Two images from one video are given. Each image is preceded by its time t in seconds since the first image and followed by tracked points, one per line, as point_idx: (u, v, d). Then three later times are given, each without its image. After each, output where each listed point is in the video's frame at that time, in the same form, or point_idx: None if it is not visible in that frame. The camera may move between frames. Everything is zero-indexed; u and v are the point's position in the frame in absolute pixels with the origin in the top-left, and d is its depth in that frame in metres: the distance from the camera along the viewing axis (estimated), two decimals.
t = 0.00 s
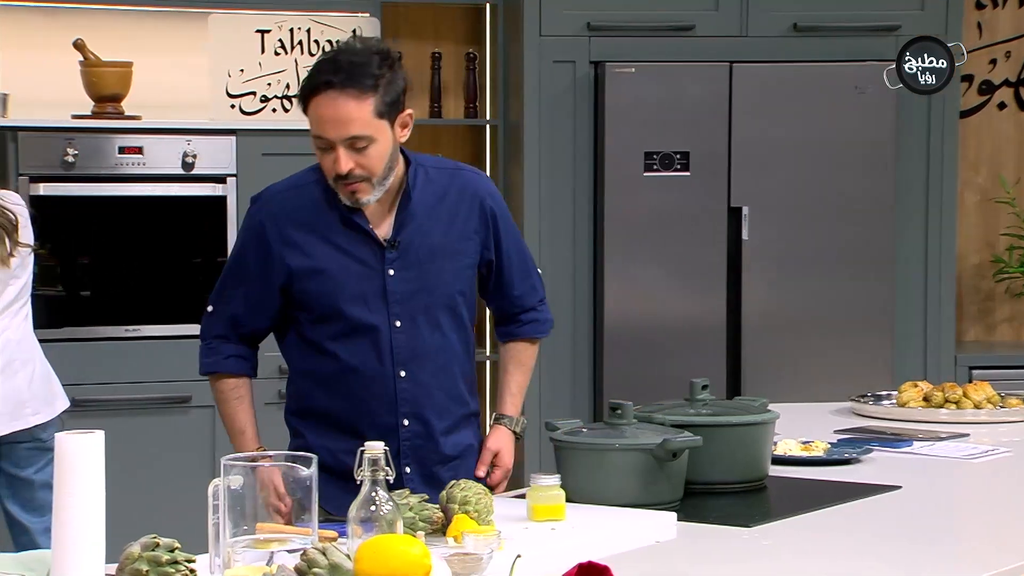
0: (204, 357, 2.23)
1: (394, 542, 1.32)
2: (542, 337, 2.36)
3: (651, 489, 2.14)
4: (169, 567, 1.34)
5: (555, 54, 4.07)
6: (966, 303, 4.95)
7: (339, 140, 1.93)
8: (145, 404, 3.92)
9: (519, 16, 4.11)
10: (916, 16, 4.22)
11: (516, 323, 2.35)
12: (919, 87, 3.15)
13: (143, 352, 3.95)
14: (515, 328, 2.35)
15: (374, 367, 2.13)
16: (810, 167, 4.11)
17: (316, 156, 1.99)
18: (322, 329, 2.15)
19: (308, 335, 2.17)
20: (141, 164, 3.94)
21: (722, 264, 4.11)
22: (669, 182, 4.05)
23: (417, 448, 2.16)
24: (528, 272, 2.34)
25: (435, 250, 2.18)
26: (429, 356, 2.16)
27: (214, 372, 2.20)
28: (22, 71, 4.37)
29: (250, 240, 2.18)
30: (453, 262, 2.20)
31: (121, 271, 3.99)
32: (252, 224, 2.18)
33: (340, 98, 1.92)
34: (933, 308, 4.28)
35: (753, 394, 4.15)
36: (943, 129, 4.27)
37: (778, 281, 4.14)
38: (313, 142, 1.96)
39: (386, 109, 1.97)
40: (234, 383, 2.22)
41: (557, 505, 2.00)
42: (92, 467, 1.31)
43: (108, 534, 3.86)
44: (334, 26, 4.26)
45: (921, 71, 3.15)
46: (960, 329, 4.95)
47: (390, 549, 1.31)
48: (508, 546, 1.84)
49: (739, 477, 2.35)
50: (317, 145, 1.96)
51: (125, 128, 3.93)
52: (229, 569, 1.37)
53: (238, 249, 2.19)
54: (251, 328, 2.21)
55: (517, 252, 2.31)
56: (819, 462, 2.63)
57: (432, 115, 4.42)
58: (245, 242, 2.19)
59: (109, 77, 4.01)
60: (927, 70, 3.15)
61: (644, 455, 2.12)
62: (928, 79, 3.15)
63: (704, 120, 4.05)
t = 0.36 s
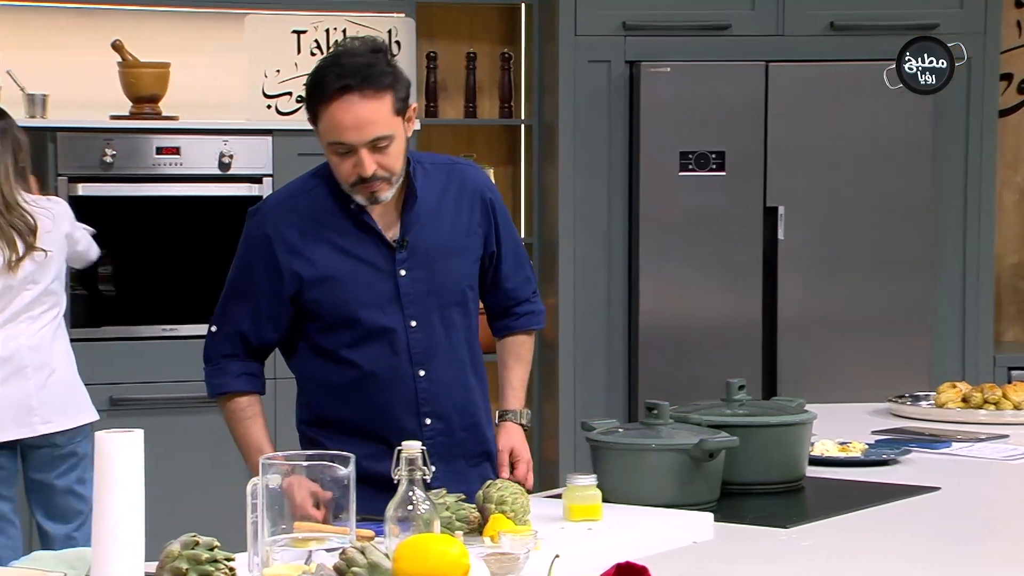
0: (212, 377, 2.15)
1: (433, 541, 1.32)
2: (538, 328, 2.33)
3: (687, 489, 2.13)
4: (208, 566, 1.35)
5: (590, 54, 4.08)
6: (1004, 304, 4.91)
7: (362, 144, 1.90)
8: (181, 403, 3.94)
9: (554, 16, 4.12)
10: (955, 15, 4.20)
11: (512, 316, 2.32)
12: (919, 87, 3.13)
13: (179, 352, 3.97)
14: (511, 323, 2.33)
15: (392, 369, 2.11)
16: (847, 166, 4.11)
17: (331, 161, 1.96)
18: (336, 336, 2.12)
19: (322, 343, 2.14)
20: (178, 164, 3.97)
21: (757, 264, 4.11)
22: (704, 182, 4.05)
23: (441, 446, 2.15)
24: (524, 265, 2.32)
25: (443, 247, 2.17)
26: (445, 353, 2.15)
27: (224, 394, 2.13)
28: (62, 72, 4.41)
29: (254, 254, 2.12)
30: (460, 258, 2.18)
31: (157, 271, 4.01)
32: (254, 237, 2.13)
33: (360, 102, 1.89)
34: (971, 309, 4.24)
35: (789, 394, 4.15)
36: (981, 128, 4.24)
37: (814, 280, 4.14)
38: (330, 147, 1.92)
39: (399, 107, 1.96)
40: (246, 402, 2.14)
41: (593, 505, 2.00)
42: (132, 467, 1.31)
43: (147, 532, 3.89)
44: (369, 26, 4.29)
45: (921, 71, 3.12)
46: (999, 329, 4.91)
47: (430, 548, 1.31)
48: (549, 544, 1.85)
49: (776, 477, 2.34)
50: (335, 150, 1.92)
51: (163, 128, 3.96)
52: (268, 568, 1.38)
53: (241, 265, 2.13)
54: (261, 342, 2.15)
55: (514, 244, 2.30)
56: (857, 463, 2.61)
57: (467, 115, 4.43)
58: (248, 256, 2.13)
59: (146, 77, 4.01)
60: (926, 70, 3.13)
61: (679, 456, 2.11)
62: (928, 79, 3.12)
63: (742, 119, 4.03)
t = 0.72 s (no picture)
0: (260, 376, 2.09)
1: (474, 541, 1.31)
2: (557, 339, 2.36)
3: (726, 490, 2.11)
4: (250, 565, 1.35)
5: (628, 53, 4.09)
6: None
7: (427, 122, 1.96)
8: (220, 402, 3.96)
9: (592, 16, 4.14)
10: (997, 13, 4.16)
11: (534, 324, 2.35)
12: (919, 86, 3.37)
13: (218, 351, 3.98)
14: (534, 331, 2.34)
15: (443, 360, 2.12)
16: (887, 166, 4.13)
17: (391, 143, 2.00)
18: (387, 329, 2.11)
19: (372, 337, 2.11)
20: (217, 164, 4.00)
21: (796, 263, 4.13)
22: (741, 182, 4.07)
23: (485, 440, 2.16)
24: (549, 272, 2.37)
25: (488, 242, 2.20)
26: (491, 346, 2.17)
27: (276, 392, 2.07)
28: (102, 73, 4.45)
29: (306, 245, 2.09)
30: (504, 252, 2.22)
31: (197, 271, 4.04)
32: (306, 229, 2.10)
33: (427, 80, 1.97)
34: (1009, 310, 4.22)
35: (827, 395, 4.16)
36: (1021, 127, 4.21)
37: (852, 280, 4.15)
38: (394, 126, 1.98)
39: (460, 92, 2.03)
40: (297, 403, 2.08)
41: (632, 505, 1.99)
42: (175, 463, 1.32)
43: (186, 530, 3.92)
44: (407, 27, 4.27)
45: (921, 71, 3.37)
46: None
47: (471, 548, 1.30)
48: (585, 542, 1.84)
49: (818, 477, 2.31)
50: (398, 128, 1.98)
51: (202, 129, 3.99)
52: (309, 567, 1.37)
53: (291, 257, 2.10)
54: (311, 337, 2.10)
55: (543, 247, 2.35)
56: (897, 464, 2.58)
57: (504, 114, 4.44)
58: (299, 247, 2.09)
59: (186, 78, 4.03)
60: (927, 70, 3.37)
61: (719, 456, 2.09)
62: (928, 79, 3.36)
63: (781, 118, 4.05)
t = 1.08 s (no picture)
0: (323, 373, 2.04)
1: (508, 541, 1.29)
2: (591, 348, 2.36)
3: (757, 491, 1.99)
4: (283, 564, 1.31)
5: (658, 53, 4.12)
6: None
7: (473, 91, 1.98)
8: (252, 401, 3.98)
9: (623, 16, 4.17)
10: None
11: (569, 331, 2.35)
12: (919, 87, 3.48)
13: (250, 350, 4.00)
14: (570, 340, 2.35)
15: (496, 357, 2.11)
16: (918, 166, 4.12)
17: (437, 115, 2.02)
18: (442, 324, 2.08)
19: (428, 332, 2.08)
20: (248, 164, 4.01)
21: (827, 263, 4.13)
22: (772, 182, 4.08)
23: (535, 438, 2.15)
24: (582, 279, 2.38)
25: (537, 241, 2.20)
26: (540, 344, 2.17)
27: (343, 388, 2.02)
28: (136, 74, 4.50)
29: (366, 236, 2.07)
30: (551, 252, 2.22)
31: (230, 271, 4.08)
32: (365, 220, 2.07)
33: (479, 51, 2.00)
34: None
35: (858, 395, 4.16)
36: None
37: (883, 280, 4.15)
38: (441, 94, 2.00)
39: (512, 75, 2.06)
40: (357, 401, 2.03)
41: (664, 506, 1.88)
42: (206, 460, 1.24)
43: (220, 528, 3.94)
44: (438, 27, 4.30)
45: (920, 72, 3.50)
46: None
47: (502, 548, 1.28)
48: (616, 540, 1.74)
49: (851, 479, 2.18)
50: (444, 96, 2.00)
51: (234, 129, 4.01)
52: (342, 566, 1.34)
53: (350, 249, 2.07)
54: (370, 330, 2.07)
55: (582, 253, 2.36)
56: (931, 465, 2.54)
57: (535, 115, 4.46)
58: (358, 239, 2.07)
59: (218, 78, 4.06)
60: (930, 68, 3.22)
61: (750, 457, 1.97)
62: (927, 80, 3.47)
63: (812, 118, 4.07)
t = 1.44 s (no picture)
0: (374, 367, 2.08)
1: (530, 541, 1.27)
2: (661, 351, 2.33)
3: (779, 491, 1.94)
4: (306, 563, 1.28)
5: (680, 53, 4.11)
6: None
7: (532, 105, 1.96)
8: (275, 401, 4.02)
9: (644, 16, 4.18)
10: None
11: (635, 337, 2.34)
12: (919, 87, 3.14)
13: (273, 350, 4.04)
14: (639, 345, 2.34)
15: (542, 354, 2.11)
16: (941, 166, 4.12)
17: (497, 126, 2.01)
18: (488, 319, 2.10)
19: (476, 327, 2.10)
20: (270, 164, 4.02)
21: (849, 263, 4.13)
22: (793, 181, 4.09)
23: (583, 435, 2.13)
24: (650, 280, 2.34)
25: (590, 239, 2.19)
26: (589, 342, 2.16)
27: (390, 381, 2.05)
28: (160, 74, 4.51)
29: (415, 232, 2.10)
30: (606, 251, 2.21)
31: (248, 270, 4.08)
32: (414, 217, 2.11)
33: (538, 64, 1.98)
34: None
35: (880, 395, 4.16)
36: None
37: (904, 280, 4.15)
38: (501, 108, 1.98)
39: (568, 83, 2.04)
40: (404, 396, 2.06)
41: (687, 506, 1.82)
42: (228, 461, 1.20)
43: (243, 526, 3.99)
44: (460, 27, 4.31)
45: (921, 71, 3.14)
46: None
47: (523, 548, 1.26)
48: (635, 537, 1.72)
49: (875, 480, 2.11)
50: (505, 111, 1.99)
51: (256, 129, 4.02)
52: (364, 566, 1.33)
53: (401, 246, 2.10)
54: (420, 325, 2.09)
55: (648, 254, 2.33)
56: (954, 466, 2.44)
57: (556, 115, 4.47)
58: (407, 236, 2.10)
59: (240, 78, 4.08)
60: (927, 70, 3.14)
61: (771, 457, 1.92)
62: (928, 79, 3.14)
63: (835, 119, 4.07)
